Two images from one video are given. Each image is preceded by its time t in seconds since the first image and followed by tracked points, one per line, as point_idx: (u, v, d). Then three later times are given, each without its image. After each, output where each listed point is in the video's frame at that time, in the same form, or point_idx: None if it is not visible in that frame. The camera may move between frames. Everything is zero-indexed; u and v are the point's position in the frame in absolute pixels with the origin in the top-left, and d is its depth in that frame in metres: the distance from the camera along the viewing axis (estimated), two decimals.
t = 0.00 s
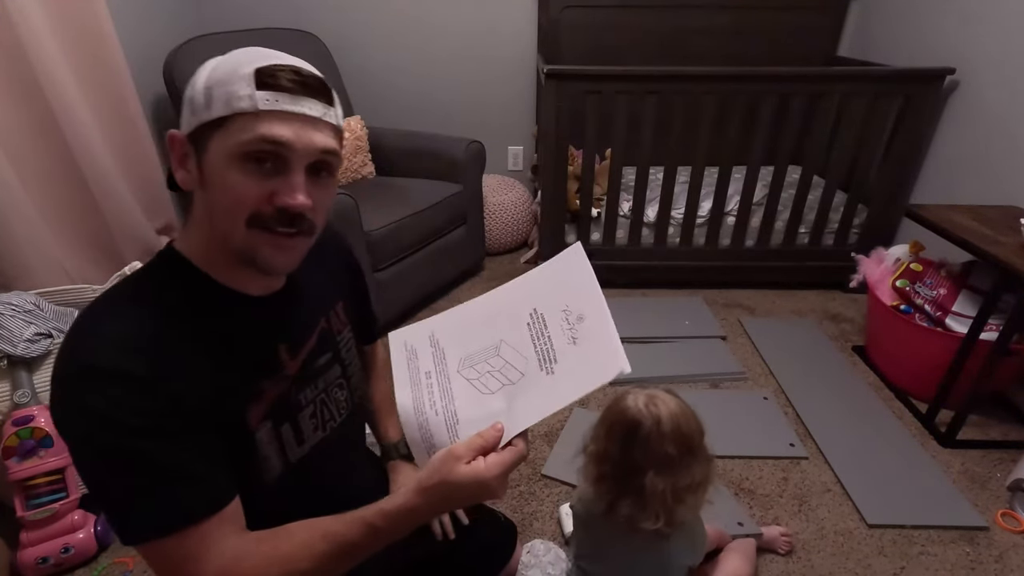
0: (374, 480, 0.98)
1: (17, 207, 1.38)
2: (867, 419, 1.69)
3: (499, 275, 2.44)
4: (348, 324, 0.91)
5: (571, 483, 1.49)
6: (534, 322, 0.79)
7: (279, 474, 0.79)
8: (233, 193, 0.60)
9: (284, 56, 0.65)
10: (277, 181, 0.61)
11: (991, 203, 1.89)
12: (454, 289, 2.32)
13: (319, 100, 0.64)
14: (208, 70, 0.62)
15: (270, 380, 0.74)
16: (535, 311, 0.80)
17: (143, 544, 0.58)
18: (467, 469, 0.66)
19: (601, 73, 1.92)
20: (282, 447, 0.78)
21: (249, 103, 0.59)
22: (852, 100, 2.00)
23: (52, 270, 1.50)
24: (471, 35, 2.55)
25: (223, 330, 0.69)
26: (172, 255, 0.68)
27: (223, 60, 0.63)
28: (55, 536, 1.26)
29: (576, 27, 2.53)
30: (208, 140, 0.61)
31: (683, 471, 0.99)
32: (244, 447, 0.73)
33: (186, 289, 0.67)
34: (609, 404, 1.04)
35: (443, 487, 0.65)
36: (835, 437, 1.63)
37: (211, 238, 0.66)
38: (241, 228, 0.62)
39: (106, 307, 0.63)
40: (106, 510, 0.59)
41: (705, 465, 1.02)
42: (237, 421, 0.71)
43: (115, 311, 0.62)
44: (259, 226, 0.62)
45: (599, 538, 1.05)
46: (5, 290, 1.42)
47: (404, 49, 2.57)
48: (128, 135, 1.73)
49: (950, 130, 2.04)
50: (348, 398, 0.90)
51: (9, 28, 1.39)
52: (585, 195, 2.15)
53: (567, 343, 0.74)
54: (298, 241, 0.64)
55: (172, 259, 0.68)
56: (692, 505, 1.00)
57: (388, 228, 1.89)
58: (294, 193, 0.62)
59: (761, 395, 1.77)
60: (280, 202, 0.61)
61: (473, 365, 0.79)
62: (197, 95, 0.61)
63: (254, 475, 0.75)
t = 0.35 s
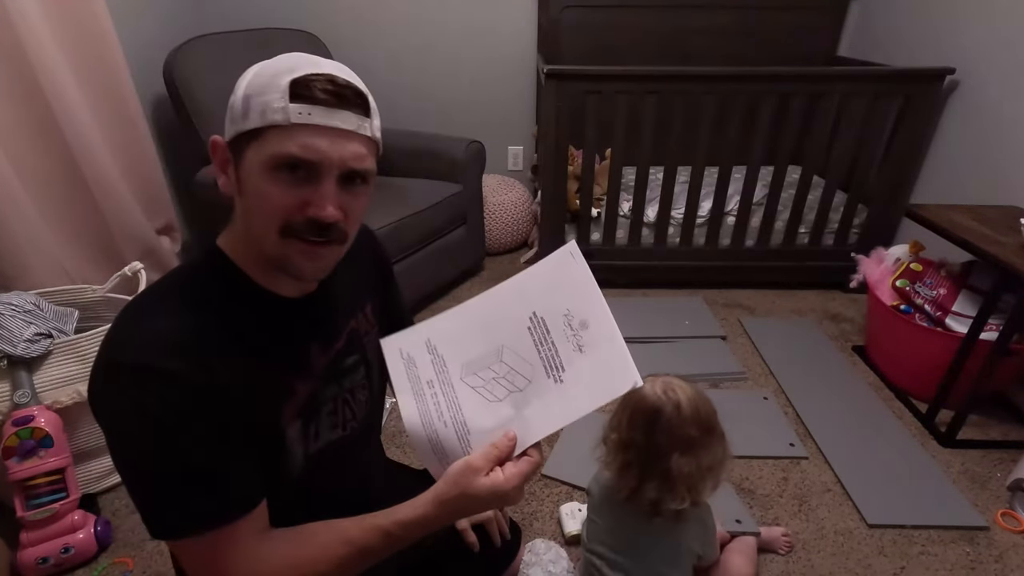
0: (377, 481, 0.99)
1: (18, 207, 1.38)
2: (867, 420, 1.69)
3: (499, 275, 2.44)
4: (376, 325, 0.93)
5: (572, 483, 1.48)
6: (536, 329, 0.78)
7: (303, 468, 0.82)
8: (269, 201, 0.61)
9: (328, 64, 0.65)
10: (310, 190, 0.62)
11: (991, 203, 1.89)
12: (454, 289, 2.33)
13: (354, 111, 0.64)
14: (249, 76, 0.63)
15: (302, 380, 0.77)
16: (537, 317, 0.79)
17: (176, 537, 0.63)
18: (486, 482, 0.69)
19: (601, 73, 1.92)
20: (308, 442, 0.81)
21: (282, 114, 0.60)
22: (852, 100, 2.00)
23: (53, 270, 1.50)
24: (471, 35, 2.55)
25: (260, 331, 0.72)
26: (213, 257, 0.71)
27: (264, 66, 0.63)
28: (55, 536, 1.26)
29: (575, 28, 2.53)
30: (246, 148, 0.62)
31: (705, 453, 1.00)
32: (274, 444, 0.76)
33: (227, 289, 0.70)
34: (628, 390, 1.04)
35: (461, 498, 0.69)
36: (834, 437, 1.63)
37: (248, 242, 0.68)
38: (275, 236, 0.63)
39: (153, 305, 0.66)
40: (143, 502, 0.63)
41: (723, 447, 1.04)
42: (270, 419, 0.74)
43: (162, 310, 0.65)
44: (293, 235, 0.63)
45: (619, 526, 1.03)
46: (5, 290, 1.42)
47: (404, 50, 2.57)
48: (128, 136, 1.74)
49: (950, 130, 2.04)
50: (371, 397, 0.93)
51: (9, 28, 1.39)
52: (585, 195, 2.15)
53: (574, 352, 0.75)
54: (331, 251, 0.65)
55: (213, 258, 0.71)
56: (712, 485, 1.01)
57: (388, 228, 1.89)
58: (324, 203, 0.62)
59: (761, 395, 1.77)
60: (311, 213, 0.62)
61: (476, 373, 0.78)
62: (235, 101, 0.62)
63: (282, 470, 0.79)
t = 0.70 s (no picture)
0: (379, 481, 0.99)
1: (18, 207, 1.37)
2: (867, 420, 1.69)
3: (499, 275, 2.44)
4: (382, 328, 0.91)
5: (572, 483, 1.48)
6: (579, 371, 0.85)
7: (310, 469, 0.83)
8: (348, 232, 0.64)
9: (397, 98, 0.67)
10: (384, 226, 0.66)
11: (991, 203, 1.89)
12: (454, 289, 2.33)
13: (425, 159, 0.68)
14: (341, 113, 0.62)
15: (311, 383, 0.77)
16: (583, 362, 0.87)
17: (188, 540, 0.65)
18: (480, 484, 0.71)
19: (601, 73, 1.92)
20: (316, 443, 0.82)
21: (386, 167, 0.63)
22: (852, 100, 2.01)
23: (53, 271, 1.50)
24: (471, 35, 2.55)
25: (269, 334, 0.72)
26: (222, 260, 0.71)
27: (354, 103, 0.63)
28: (55, 536, 1.26)
29: (575, 27, 2.53)
30: (335, 190, 0.62)
31: (700, 455, 1.01)
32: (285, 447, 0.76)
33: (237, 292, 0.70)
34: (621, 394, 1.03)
35: (457, 496, 0.72)
36: (834, 437, 1.63)
37: (291, 253, 0.67)
38: (345, 262, 0.67)
39: (165, 309, 0.67)
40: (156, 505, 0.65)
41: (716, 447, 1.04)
42: (281, 422, 0.74)
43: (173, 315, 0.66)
44: (358, 259, 0.67)
45: (615, 532, 1.03)
46: (5, 290, 1.42)
47: (404, 49, 2.57)
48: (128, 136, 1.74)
49: (951, 130, 2.04)
50: (377, 398, 0.92)
51: (9, 29, 1.39)
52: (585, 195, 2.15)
53: (595, 380, 0.80)
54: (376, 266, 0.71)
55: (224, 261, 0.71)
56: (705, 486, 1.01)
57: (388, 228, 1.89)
58: (393, 234, 0.68)
59: (761, 395, 1.77)
60: (381, 245, 0.67)
61: (523, 405, 0.86)
62: (327, 141, 0.61)
63: (293, 471, 0.79)
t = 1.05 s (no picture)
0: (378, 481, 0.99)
1: (18, 207, 1.37)
2: (867, 419, 1.69)
3: (499, 275, 2.44)
4: (380, 327, 0.91)
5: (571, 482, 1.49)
6: (583, 378, 0.89)
7: (310, 469, 0.83)
8: (354, 238, 0.65)
9: (416, 117, 0.69)
10: (389, 236, 0.68)
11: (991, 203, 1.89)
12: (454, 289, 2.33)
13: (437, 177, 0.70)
14: (365, 128, 0.63)
15: (309, 383, 0.77)
16: (587, 371, 0.90)
17: (192, 540, 0.65)
18: (475, 472, 0.72)
19: (600, 73, 1.92)
20: (315, 443, 0.82)
21: (403, 185, 0.65)
22: (852, 100, 2.01)
23: (53, 271, 1.50)
24: (471, 35, 2.55)
25: (269, 334, 0.72)
26: (220, 260, 0.71)
27: (377, 120, 0.64)
28: (55, 536, 1.26)
29: (575, 28, 2.53)
30: (347, 199, 0.64)
31: (687, 445, 1.02)
32: (284, 447, 0.77)
33: (236, 293, 0.70)
34: (609, 388, 1.03)
35: (453, 484, 0.72)
36: (834, 437, 1.63)
37: (293, 257, 0.68)
38: (349, 268, 0.68)
39: (165, 311, 0.67)
40: (158, 505, 0.65)
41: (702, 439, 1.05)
42: (281, 422, 0.75)
43: (173, 316, 0.66)
44: (362, 265, 0.69)
45: (604, 526, 1.04)
46: (5, 291, 1.42)
47: (404, 49, 2.57)
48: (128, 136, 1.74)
49: (950, 129, 2.04)
50: (376, 398, 0.92)
51: (10, 29, 1.39)
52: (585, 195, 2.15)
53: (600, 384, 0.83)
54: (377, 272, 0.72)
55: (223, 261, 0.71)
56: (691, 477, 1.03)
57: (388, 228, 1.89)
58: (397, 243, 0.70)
59: (761, 395, 1.77)
60: (383, 254, 0.69)
61: (528, 410, 0.88)
62: (349, 152, 0.62)
63: (293, 470, 0.79)
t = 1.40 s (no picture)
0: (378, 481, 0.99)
1: (18, 207, 1.37)
2: (866, 419, 1.69)
3: (499, 275, 2.44)
4: (380, 326, 0.91)
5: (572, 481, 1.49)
6: (578, 371, 0.88)
7: (310, 468, 0.83)
8: (353, 236, 0.65)
9: (414, 114, 0.69)
10: (390, 236, 0.68)
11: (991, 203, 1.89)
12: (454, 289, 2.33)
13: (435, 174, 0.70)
14: (363, 123, 0.63)
15: (309, 382, 0.77)
16: (583, 363, 0.90)
17: (192, 538, 0.65)
18: (473, 465, 0.72)
19: (600, 73, 1.92)
20: (315, 441, 0.82)
21: (401, 182, 0.65)
22: (852, 100, 2.01)
23: (52, 271, 1.50)
24: (472, 35, 2.55)
25: (269, 332, 0.72)
26: (221, 259, 0.71)
27: (375, 115, 0.64)
28: (55, 537, 1.26)
29: (575, 28, 2.53)
30: (347, 196, 0.64)
31: (696, 433, 1.03)
32: (285, 446, 0.77)
33: (237, 292, 0.70)
34: (621, 377, 1.03)
35: (451, 477, 0.72)
36: (834, 437, 1.63)
37: (293, 256, 0.68)
38: (350, 266, 0.68)
39: (165, 310, 0.67)
40: (158, 503, 0.65)
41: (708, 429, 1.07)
42: (281, 421, 0.74)
43: (173, 314, 0.66)
44: (363, 264, 0.69)
45: (615, 518, 1.03)
46: (5, 291, 1.42)
47: (403, 49, 2.57)
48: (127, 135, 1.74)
49: (950, 129, 2.04)
50: (377, 398, 0.92)
51: (10, 29, 1.39)
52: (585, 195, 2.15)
53: (595, 375, 0.83)
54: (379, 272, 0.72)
55: (225, 260, 0.71)
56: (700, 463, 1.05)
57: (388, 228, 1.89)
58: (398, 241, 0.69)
59: (761, 395, 1.77)
60: (384, 253, 0.69)
61: (525, 404, 0.88)
62: (347, 148, 0.62)
63: (293, 469, 0.79)
